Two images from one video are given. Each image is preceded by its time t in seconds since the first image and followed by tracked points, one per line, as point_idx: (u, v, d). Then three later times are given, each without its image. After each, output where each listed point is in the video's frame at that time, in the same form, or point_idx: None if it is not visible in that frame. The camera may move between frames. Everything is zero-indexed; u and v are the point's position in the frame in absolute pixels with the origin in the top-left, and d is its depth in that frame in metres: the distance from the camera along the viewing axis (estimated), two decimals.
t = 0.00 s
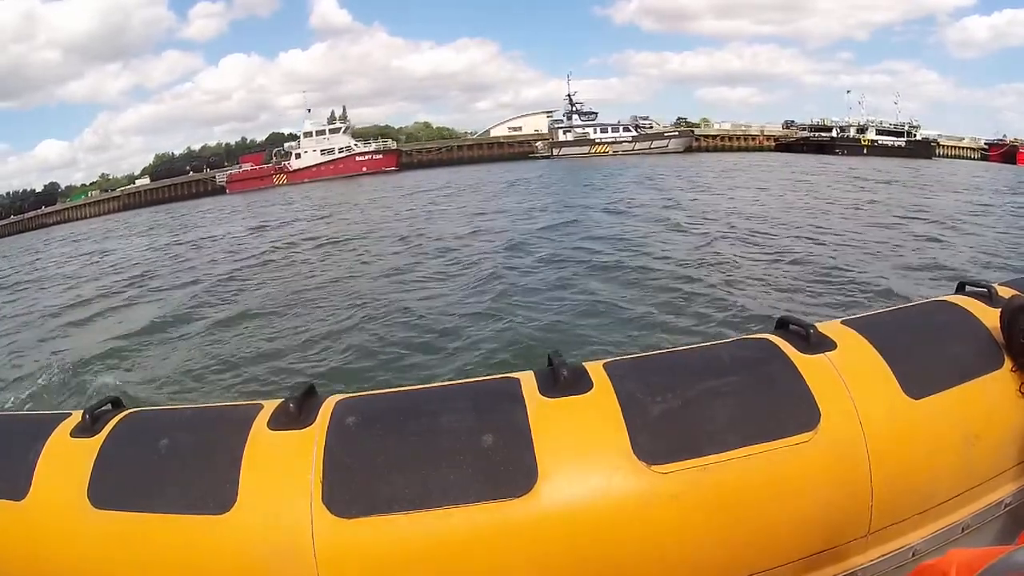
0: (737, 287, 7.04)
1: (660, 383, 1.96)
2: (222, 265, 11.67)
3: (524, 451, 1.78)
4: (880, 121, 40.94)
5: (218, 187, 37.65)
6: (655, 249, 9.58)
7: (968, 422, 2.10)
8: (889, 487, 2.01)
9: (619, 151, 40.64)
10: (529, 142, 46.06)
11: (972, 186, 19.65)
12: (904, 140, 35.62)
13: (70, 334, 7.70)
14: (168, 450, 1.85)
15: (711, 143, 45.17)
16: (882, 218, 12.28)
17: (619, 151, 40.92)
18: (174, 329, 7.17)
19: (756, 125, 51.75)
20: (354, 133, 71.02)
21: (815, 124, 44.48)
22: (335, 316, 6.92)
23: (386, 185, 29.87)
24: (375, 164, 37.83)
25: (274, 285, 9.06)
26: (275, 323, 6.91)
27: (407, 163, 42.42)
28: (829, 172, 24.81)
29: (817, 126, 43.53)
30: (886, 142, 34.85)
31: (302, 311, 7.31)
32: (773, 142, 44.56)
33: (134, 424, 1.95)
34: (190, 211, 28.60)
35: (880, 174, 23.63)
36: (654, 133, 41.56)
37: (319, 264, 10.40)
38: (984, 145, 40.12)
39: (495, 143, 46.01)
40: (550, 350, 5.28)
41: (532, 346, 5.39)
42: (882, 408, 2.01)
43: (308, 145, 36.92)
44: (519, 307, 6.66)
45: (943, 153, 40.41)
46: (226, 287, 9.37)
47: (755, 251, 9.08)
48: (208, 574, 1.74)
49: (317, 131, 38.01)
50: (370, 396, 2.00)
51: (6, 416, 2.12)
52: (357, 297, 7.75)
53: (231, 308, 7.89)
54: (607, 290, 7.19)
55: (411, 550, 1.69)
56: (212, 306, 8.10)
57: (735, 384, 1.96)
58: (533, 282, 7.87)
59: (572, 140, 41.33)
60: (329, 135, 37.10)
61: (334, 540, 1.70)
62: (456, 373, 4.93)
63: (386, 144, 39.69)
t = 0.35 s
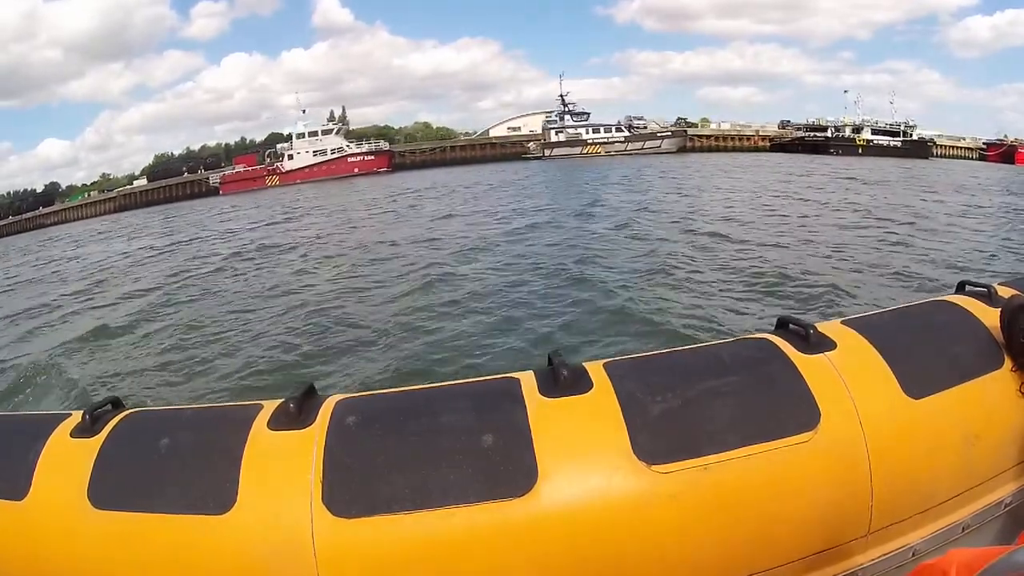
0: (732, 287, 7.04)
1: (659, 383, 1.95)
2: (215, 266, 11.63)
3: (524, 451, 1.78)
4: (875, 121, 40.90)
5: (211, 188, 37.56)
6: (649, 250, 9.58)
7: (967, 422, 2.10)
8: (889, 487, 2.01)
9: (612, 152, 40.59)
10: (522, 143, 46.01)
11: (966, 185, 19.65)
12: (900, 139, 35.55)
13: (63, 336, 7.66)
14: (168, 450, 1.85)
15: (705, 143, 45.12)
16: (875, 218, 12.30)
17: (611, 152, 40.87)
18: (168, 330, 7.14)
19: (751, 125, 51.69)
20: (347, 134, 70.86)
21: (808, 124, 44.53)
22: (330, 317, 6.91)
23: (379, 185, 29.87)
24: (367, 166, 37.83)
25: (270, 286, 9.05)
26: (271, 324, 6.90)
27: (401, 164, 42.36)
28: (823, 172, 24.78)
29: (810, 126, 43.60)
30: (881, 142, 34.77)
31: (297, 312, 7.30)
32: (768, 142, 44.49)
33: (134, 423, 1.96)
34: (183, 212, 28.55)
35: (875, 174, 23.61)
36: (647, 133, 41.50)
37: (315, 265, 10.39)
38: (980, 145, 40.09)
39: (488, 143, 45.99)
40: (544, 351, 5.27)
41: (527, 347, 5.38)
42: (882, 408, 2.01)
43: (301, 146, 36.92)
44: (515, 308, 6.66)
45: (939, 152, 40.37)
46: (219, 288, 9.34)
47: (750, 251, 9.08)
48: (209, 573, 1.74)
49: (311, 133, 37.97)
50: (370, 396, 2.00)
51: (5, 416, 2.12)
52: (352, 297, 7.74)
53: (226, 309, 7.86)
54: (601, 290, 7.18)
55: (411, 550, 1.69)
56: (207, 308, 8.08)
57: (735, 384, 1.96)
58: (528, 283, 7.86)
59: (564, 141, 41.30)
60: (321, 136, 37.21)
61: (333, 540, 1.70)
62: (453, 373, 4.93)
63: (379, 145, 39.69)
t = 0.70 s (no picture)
0: (729, 287, 7.04)
1: (660, 383, 1.95)
2: (209, 267, 11.62)
3: (524, 451, 1.78)
4: (870, 121, 40.91)
5: (205, 189, 37.50)
6: (643, 251, 9.58)
7: (968, 422, 2.10)
8: (889, 488, 2.01)
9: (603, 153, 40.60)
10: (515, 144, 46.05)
11: (959, 186, 19.69)
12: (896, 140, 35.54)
13: (56, 337, 7.63)
14: (168, 450, 1.85)
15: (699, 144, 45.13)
16: (869, 218, 12.32)
17: (603, 153, 40.85)
18: (162, 331, 7.12)
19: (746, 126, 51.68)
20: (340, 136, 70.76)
21: (802, 125, 44.58)
22: (325, 317, 6.91)
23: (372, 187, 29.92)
24: (359, 168, 37.88)
25: (267, 286, 9.04)
26: (265, 324, 6.89)
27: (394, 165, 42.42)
28: (816, 172, 24.78)
29: (804, 127, 43.66)
30: (876, 142, 34.74)
31: (291, 312, 7.28)
32: (763, 143, 44.48)
33: (133, 423, 1.96)
34: (177, 213, 28.52)
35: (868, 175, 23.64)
36: (639, 135, 41.51)
37: (311, 265, 10.38)
38: (976, 147, 40.10)
39: (481, 145, 46.00)
40: (539, 350, 5.27)
41: (522, 347, 5.38)
42: (882, 409, 2.01)
43: (294, 147, 36.96)
44: (510, 308, 6.65)
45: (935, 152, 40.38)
46: (213, 289, 9.32)
47: (747, 252, 9.08)
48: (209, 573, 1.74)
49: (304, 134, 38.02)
50: (370, 396, 2.01)
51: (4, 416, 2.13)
52: (346, 298, 7.73)
53: (220, 310, 7.84)
54: (597, 291, 7.19)
55: (411, 550, 1.70)
56: (201, 309, 8.08)
57: (736, 385, 1.96)
58: (522, 283, 7.86)
59: (555, 142, 41.34)
60: (314, 138, 37.44)
61: (333, 539, 1.70)
62: (450, 373, 4.93)
63: (372, 146, 39.76)
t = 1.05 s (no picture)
0: (723, 288, 7.06)
1: (660, 385, 1.95)
2: (201, 269, 11.59)
3: (524, 451, 1.78)
4: (864, 123, 40.94)
5: (199, 193, 37.47)
6: (636, 253, 9.58)
7: (968, 423, 2.09)
8: (890, 489, 2.01)
9: (595, 155, 40.64)
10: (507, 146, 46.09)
11: (951, 187, 19.72)
12: (890, 141, 35.57)
13: (49, 341, 7.59)
14: (168, 451, 1.85)
15: (692, 146, 45.13)
16: (861, 219, 12.35)
17: (595, 155, 40.82)
18: (155, 334, 7.10)
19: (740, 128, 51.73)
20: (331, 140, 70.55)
21: (794, 126, 44.68)
22: (320, 319, 6.90)
23: (365, 189, 29.95)
24: (350, 171, 37.92)
25: (262, 288, 9.04)
26: (260, 327, 6.87)
27: (387, 168, 42.45)
28: (808, 174, 24.81)
29: (796, 129, 43.77)
30: (871, 143, 34.73)
31: (285, 314, 7.27)
32: (756, 144, 44.48)
33: (133, 425, 1.96)
34: (170, 215, 28.48)
35: (860, 176, 23.67)
36: (631, 137, 41.55)
37: (307, 267, 10.38)
38: (970, 148, 40.12)
39: (473, 147, 46.04)
40: (533, 352, 5.27)
41: (516, 349, 5.39)
42: (882, 410, 2.01)
43: (286, 151, 37.00)
44: (505, 310, 6.66)
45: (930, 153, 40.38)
46: (206, 291, 9.28)
47: (744, 253, 9.08)
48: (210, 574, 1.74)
49: (296, 137, 38.02)
50: (371, 397, 2.01)
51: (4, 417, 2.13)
52: (340, 300, 7.73)
53: (213, 312, 7.82)
54: (591, 293, 7.19)
55: (412, 551, 1.70)
56: (195, 311, 8.05)
57: (736, 385, 1.96)
58: (516, 285, 7.87)
59: (547, 145, 41.40)
60: (305, 141, 37.54)
61: (334, 541, 1.70)
62: (447, 375, 4.94)
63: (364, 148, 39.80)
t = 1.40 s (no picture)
0: (719, 289, 7.06)
1: (661, 386, 1.95)
2: (194, 270, 11.56)
3: (524, 452, 1.78)
4: (857, 122, 40.96)
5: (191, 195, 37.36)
6: (630, 253, 9.58)
7: (968, 424, 2.09)
8: (891, 489, 2.00)
9: (586, 155, 40.58)
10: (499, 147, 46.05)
11: (942, 187, 19.76)
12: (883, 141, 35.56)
13: (41, 343, 7.55)
14: (168, 452, 1.85)
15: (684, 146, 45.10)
16: (854, 219, 12.37)
17: (586, 156, 40.73)
18: (149, 335, 7.08)
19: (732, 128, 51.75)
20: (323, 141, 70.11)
21: (787, 126, 44.68)
22: (316, 320, 6.89)
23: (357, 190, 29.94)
24: (341, 172, 37.87)
25: (258, 289, 9.02)
26: (255, 328, 6.85)
27: (379, 168, 42.39)
28: (799, 174, 24.83)
29: (789, 129, 43.78)
30: (864, 143, 34.71)
31: (281, 315, 7.25)
32: (750, 144, 44.46)
33: (134, 425, 1.96)
34: (161, 217, 28.37)
35: (852, 176, 23.69)
36: (623, 137, 41.49)
37: (301, 268, 10.37)
38: (963, 147, 40.16)
39: (465, 148, 46.01)
40: (528, 353, 5.26)
41: (511, 350, 5.38)
42: (883, 410, 2.00)
43: (278, 152, 36.95)
44: (501, 311, 6.66)
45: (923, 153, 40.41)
46: (201, 293, 9.26)
47: (741, 253, 9.08)
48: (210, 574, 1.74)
49: (288, 138, 37.96)
50: (371, 397, 2.00)
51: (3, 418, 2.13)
52: (334, 301, 7.71)
53: (207, 314, 7.79)
54: (586, 293, 7.19)
55: (412, 551, 1.70)
56: (189, 312, 8.03)
57: (737, 386, 1.96)
58: (511, 285, 7.86)
59: (538, 146, 41.33)
60: (297, 142, 37.48)
61: (334, 541, 1.70)
62: (444, 375, 4.94)
63: (356, 150, 39.78)
